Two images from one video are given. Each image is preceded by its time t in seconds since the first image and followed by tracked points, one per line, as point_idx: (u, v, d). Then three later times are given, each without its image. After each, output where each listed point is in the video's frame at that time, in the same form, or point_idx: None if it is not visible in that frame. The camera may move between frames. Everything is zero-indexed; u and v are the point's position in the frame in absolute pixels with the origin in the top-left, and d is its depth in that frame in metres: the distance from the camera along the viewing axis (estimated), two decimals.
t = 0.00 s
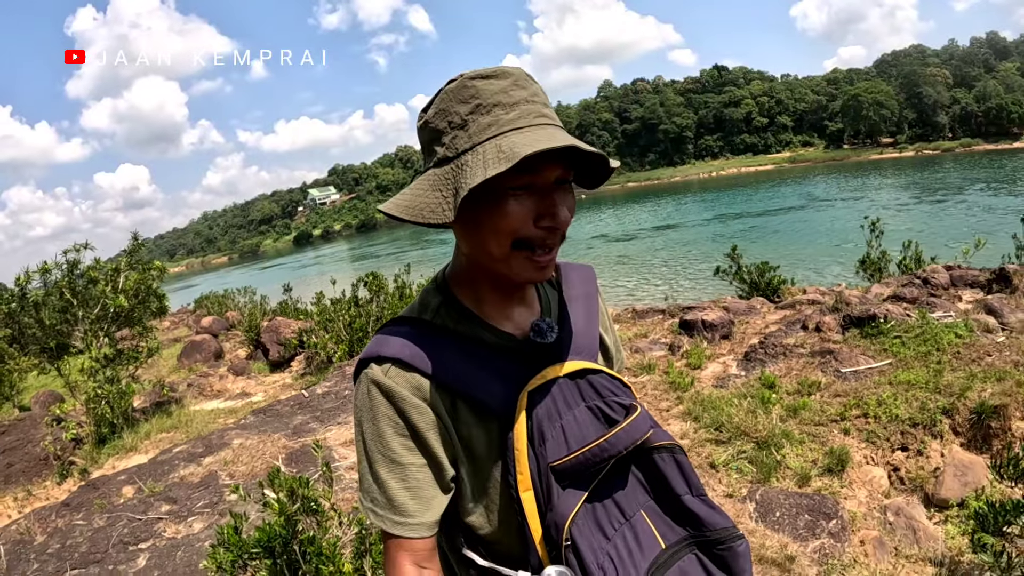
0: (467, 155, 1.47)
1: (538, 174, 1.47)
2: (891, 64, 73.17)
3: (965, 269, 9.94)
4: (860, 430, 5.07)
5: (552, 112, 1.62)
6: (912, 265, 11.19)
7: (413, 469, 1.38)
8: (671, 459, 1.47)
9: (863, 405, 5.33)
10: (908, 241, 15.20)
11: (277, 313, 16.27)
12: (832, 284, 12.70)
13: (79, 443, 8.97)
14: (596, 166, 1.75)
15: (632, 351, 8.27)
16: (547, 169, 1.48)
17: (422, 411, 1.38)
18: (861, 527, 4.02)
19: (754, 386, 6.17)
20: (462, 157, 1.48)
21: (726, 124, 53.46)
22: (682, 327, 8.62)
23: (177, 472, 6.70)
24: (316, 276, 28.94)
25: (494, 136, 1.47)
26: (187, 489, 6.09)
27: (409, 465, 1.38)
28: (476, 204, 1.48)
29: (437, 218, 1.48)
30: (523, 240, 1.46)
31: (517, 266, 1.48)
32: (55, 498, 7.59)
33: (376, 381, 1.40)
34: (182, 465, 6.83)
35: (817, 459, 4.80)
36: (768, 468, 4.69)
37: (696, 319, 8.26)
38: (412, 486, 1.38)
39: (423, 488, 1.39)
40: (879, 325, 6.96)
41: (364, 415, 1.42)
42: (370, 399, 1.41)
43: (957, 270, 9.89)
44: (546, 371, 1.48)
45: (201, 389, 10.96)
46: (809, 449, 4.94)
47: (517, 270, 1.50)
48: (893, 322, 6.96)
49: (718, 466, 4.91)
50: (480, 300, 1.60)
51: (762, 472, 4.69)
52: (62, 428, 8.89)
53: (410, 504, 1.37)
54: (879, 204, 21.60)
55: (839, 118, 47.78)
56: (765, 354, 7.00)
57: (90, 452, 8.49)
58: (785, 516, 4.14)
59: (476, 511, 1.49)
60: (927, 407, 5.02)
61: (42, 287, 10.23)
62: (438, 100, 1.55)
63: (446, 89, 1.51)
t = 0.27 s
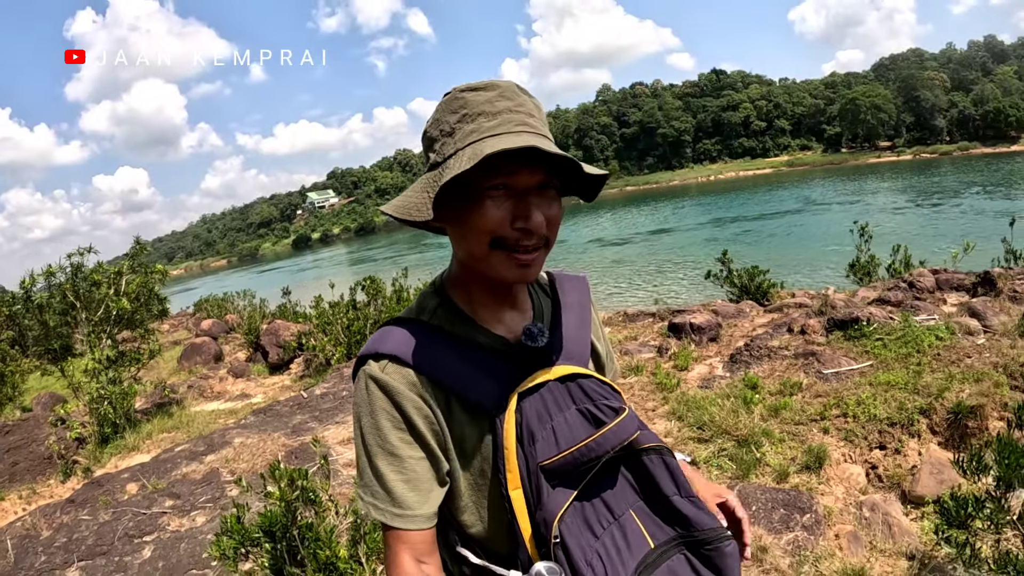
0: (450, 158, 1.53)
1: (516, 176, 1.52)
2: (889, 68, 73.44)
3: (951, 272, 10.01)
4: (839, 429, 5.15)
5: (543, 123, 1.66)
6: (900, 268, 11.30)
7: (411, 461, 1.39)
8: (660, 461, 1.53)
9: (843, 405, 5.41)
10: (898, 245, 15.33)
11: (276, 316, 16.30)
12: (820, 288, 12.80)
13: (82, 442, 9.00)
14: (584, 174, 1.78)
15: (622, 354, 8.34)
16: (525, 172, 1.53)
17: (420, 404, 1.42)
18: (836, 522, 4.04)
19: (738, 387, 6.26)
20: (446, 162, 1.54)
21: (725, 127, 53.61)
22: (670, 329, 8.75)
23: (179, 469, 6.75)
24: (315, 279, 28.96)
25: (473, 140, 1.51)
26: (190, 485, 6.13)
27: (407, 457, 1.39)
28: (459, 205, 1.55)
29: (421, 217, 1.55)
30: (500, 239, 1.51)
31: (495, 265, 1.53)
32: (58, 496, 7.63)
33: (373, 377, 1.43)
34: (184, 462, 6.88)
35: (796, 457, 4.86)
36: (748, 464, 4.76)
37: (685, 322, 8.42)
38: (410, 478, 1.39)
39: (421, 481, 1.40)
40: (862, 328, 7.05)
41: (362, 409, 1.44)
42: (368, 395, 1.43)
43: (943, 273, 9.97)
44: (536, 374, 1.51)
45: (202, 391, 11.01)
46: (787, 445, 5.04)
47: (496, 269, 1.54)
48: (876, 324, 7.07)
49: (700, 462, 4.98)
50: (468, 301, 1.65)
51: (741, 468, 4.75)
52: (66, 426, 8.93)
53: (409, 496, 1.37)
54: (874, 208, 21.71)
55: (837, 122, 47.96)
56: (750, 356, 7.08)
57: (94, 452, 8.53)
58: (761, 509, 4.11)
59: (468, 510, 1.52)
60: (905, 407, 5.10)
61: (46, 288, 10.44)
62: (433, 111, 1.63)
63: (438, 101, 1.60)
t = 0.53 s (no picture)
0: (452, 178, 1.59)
1: (515, 192, 1.57)
2: (887, 74, 73.74)
3: (936, 277, 10.07)
4: (816, 430, 5.20)
5: (545, 142, 1.70)
6: (887, 273, 11.39)
7: (413, 467, 1.40)
8: (656, 489, 1.51)
9: (820, 406, 5.47)
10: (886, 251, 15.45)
11: (274, 319, 16.35)
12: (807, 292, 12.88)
13: (82, 440, 9.02)
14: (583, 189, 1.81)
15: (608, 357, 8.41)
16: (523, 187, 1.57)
17: (423, 411, 1.44)
18: (810, 519, 4.10)
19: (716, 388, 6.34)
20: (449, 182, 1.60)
21: (723, 133, 53.75)
22: (657, 332, 8.86)
23: (178, 465, 6.79)
24: (313, 283, 29.00)
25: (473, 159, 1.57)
26: (188, 480, 6.17)
27: (409, 463, 1.40)
28: (461, 223, 1.61)
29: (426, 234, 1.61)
30: (500, 254, 1.55)
31: (497, 278, 1.57)
32: (59, 492, 7.67)
33: (380, 384, 1.45)
34: (183, 459, 6.91)
35: (773, 455, 4.95)
36: (725, 461, 4.90)
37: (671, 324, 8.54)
38: (411, 483, 1.40)
39: (422, 487, 1.40)
40: (843, 331, 7.12)
41: (367, 414, 1.46)
42: (374, 400, 1.46)
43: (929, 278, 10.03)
44: (539, 393, 1.52)
45: (200, 391, 11.06)
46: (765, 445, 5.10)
47: (498, 284, 1.57)
48: (857, 327, 7.13)
49: (678, 460, 5.09)
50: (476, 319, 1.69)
51: (718, 465, 4.89)
52: (66, 424, 8.94)
53: (409, 501, 1.38)
54: (871, 213, 21.76)
55: (835, 127, 48.09)
56: (732, 358, 7.22)
57: (94, 449, 8.54)
58: (733, 504, 4.26)
59: (464, 521, 1.52)
60: (882, 408, 5.13)
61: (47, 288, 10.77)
62: (441, 138, 1.70)
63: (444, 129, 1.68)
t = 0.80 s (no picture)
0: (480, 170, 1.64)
1: (540, 185, 1.61)
2: (884, 79, 74.06)
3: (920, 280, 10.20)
4: (790, 429, 5.32)
5: (573, 140, 1.73)
6: (874, 278, 11.53)
7: (429, 454, 1.41)
8: (669, 490, 1.52)
9: (796, 406, 5.59)
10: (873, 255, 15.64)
11: (272, 321, 16.41)
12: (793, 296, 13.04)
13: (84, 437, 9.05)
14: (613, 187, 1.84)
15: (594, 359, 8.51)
16: (548, 181, 1.61)
17: (441, 398, 1.45)
18: (780, 514, 4.22)
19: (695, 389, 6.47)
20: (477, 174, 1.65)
21: (721, 137, 53.95)
22: (643, 334, 8.97)
23: (178, 461, 6.87)
24: (310, 286, 29.08)
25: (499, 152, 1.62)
26: (188, 473, 6.27)
27: (426, 449, 1.41)
28: (487, 215, 1.66)
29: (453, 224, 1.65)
30: (523, 245, 1.59)
31: (520, 268, 1.60)
32: (60, 490, 7.73)
33: (400, 370, 1.47)
34: (183, 455, 6.98)
35: (746, 453, 5.05)
36: (699, 459, 4.96)
37: (655, 327, 8.65)
38: (427, 469, 1.40)
39: (437, 474, 1.41)
40: (822, 334, 7.33)
41: (387, 400, 1.47)
42: (394, 385, 1.47)
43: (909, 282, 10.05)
44: (556, 389, 1.52)
45: (199, 392, 11.08)
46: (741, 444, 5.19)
47: (521, 275, 1.61)
48: (835, 331, 7.34)
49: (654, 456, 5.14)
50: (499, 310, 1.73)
51: (693, 462, 4.96)
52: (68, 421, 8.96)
53: (424, 488, 1.38)
54: (866, 218, 21.89)
55: (834, 132, 48.26)
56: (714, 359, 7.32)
57: (95, 447, 8.59)
58: (703, 500, 4.26)
59: (478, 512, 1.52)
60: (854, 409, 5.29)
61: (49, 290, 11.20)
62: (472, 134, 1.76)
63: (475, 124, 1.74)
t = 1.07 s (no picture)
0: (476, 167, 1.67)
1: (534, 179, 1.64)
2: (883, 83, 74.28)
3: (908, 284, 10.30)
4: (770, 426, 5.51)
5: (566, 136, 1.77)
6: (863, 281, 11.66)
7: (434, 436, 1.45)
8: (664, 478, 1.55)
9: (776, 405, 5.80)
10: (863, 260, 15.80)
11: (271, 324, 16.46)
12: (781, 300, 13.20)
13: (87, 437, 9.12)
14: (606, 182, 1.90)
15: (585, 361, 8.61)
16: (542, 175, 1.64)
17: (444, 383, 1.49)
18: (756, 506, 4.29)
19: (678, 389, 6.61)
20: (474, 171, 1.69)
21: (719, 142, 54.12)
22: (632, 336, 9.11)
23: (180, 457, 7.35)
24: (310, 290, 29.20)
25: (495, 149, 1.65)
26: (190, 469, 6.69)
27: (431, 432, 1.45)
28: (484, 211, 1.69)
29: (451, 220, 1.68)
30: (518, 238, 1.63)
31: (518, 261, 1.64)
32: (63, 487, 7.79)
33: (405, 357, 1.52)
34: (184, 452, 7.45)
35: (725, 449, 5.21)
36: (681, 453, 5.12)
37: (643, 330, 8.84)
38: (433, 451, 1.43)
39: (443, 456, 1.44)
40: (804, 336, 7.60)
41: (392, 386, 1.52)
42: (399, 372, 1.52)
43: (895, 285, 10.09)
44: (556, 378, 1.56)
45: (198, 394, 11.07)
46: (719, 441, 5.36)
47: (519, 267, 1.64)
48: (817, 332, 7.62)
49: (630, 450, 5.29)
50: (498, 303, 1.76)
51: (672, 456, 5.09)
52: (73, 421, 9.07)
53: (430, 468, 1.41)
54: (863, 222, 21.98)
55: (832, 137, 48.41)
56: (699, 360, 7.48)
57: (99, 445, 8.67)
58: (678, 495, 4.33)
59: (481, 497, 1.56)
60: (832, 407, 5.45)
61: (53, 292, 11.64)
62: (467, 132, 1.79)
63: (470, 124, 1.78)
